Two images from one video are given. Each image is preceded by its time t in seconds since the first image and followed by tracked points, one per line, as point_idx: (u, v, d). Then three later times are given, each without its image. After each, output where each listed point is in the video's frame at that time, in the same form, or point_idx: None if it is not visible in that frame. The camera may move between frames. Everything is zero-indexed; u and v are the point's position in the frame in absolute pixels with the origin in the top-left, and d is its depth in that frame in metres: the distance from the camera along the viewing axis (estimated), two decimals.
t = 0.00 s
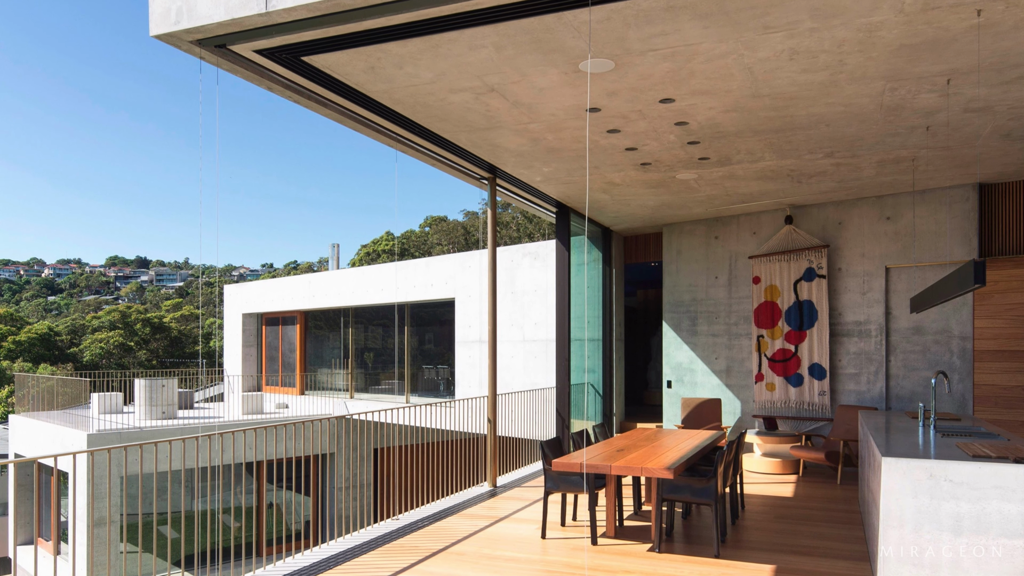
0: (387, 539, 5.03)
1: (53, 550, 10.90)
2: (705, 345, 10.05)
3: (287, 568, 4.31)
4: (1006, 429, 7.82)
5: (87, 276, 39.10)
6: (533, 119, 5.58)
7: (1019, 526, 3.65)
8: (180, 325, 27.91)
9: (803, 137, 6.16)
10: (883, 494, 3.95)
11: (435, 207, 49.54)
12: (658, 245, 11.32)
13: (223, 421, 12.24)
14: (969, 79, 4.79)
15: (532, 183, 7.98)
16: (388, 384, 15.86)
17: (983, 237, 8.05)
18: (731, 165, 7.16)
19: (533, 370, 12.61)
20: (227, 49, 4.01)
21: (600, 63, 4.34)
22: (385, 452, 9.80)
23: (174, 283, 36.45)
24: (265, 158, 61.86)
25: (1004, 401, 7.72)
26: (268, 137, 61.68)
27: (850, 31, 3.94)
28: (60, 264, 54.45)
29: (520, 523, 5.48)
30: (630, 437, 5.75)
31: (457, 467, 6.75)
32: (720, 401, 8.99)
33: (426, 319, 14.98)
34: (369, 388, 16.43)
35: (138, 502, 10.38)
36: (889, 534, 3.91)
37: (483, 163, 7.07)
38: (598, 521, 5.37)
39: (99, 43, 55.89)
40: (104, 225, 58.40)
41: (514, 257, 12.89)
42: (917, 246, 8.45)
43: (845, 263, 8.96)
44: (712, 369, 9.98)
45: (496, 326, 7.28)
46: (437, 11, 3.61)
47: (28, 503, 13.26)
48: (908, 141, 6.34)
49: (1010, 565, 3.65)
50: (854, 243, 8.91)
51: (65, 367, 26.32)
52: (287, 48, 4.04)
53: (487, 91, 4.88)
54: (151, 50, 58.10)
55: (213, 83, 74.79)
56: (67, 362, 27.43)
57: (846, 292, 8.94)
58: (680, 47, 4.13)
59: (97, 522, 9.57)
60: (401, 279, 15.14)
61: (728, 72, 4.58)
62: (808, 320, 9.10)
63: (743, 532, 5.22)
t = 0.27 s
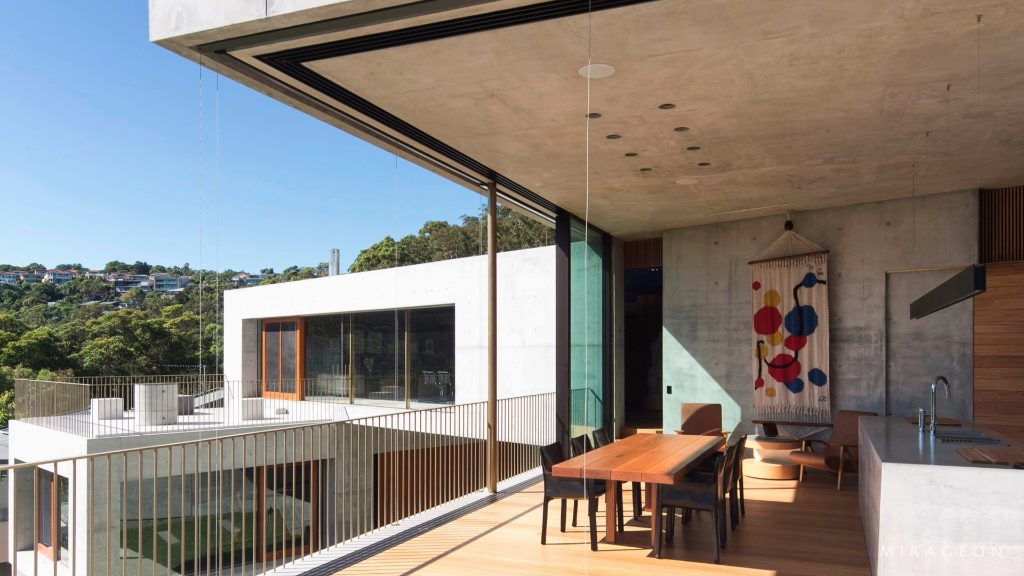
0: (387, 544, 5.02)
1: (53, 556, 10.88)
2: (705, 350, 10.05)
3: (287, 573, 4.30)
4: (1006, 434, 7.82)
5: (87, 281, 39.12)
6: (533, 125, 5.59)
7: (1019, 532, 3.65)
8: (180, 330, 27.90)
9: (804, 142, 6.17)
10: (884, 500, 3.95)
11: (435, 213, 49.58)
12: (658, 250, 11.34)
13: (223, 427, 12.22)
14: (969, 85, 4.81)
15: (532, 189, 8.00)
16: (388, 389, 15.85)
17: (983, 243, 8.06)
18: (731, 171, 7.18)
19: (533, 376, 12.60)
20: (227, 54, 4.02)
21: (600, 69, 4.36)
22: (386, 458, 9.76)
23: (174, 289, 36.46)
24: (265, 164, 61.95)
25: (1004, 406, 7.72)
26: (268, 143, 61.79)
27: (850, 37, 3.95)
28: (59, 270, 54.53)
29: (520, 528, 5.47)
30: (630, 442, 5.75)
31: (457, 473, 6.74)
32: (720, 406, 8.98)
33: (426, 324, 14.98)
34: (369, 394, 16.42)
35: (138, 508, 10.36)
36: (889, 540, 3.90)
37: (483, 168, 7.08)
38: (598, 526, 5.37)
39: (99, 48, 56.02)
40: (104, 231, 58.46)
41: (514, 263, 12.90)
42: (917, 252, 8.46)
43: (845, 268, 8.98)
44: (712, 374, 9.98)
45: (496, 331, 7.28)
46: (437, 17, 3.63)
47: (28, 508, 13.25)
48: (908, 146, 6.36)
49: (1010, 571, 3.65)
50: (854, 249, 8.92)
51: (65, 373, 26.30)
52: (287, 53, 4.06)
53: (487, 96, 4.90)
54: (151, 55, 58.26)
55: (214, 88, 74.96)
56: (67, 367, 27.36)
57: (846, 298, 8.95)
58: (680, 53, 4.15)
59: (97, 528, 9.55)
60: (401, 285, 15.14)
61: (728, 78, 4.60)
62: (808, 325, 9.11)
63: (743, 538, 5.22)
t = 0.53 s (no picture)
0: (387, 550, 5.01)
1: (53, 561, 10.86)
2: (705, 356, 10.06)
3: None
4: (1006, 440, 7.81)
5: (87, 287, 39.18)
6: (533, 131, 5.61)
7: (1019, 537, 3.65)
8: (180, 336, 27.91)
9: (804, 148, 6.19)
10: (884, 505, 3.96)
11: (435, 218, 49.65)
12: (658, 256, 11.35)
13: (224, 432, 12.22)
14: (969, 90, 4.82)
15: (532, 194, 8.02)
16: (388, 395, 15.85)
17: (983, 248, 8.07)
18: (731, 177, 7.20)
19: (533, 382, 12.60)
20: (227, 59, 4.04)
21: (600, 74, 4.38)
22: (386, 463, 9.74)
23: (174, 295, 36.48)
24: (265, 169, 62.04)
25: (1004, 412, 7.71)
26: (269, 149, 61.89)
27: (850, 43, 3.97)
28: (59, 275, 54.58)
29: (520, 534, 5.47)
30: (630, 448, 5.75)
31: (457, 478, 6.73)
32: (720, 412, 8.98)
33: (426, 330, 14.99)
34: (369, 400, 16.40)
35: (138, 513, 10.35)
36: (889, 546, 3.90)
37: (483, 174, 7.10)
38: (598, 532, 5.36)
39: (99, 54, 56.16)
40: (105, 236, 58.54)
41: (514, 268, 12.91)
42: (917, 257, 8.47)
43: (845, 274, 8.98)
44: (712, 380, 9.98)
45: (496, 337, 7.28)
46: (438, 22, 3.64)
47: (28, 513, 13.24)
48: (908, 152, 6.38)
49: None
50: (854, 254, 8.93)
51: (65, 379, 26.29)
52: (287, 59, 4.07)
53: (487, 102, 4.92)
54: (151, 61, 58.45)
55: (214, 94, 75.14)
56: (67, 372, 27.36)
57: (846, 303, 8.96)
58: (680, 58, 4.16)
59: (97, 533, 9.53)
60: (401, 290, 15.15)
61: (728, 84, 4.62)
62: (808, 331, 9.11)
63: (743, 544, 5.21)
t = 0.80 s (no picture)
0: (387, 555, 5.01)
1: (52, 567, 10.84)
2: (705, 361, 10.06)
3: None
4: (1006, 446, 7.81)
5: (87, 292, 39.20)
6: (533, 136, 5.64)
7: (1019, 543, 3.65)
8: (180, 341, 27.89)
9: (804, 154, 6.21)
10: (884, 510, 3.95)
11: (435, 223, 49.70)
12: (658, 261, 11.36)
13: (223, 438, 12.21)
14: (969, 96, 4.84)
15: (532, 200, 8.05)
16: (388, 400, 15.84)
17: (983, 254, 8.08)
18: (731, 182, 7.22)
19: (533, 387, 12.60)
20: (227, 65, 4.05)
21: (600, 80, 4.40)
22: (386, 469, 9.71)
23: (174, 300, 36.51)
24: (265, 175, 62.12)
25: (1005, 417, 7.71)
26: (269, 154, 61.97)
27: (850, 48, 3.99)
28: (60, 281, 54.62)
29: (520, 539, 5.46)
30: (630, 453, 5.75)
31: (456, 484, 6.72)
32: (720, 417, 8.97)
33: (426, 335, 14.98)
34: (369, 405, 16.39)
35: (138, 519, 10.34)
36: (889, 551, 3.90)
37: (483, 179, 7.12)
38: (598, 537, 5.36)
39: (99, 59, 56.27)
40: (105, 242, 58.60)
41: (514, 274, 12.92)
42: (917, 263, 8.48)
43: (845, 279, 8.99)
44: (712, 386, 9.98)
45: (496, 342, 7.28)
46: (438, 28, 3.66)
47: (28, 519, 13.22)
48: (908, 157, 6.40)
49: None
50: (854, 260, 8.94)
51: (64, 385, 26.25)
52: (287, 64, 4.09)
53: (487, 108, 4.94)
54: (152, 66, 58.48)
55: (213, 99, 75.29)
56: (67, 378, 27.32)
57: (846, 309, 8.96)
58: (680, 64, 4.18)
59: (97, 539, 9.51)
60: (401, 296, 15.16)
61: (728, 89, 4.64)
62: (808, 336, 9.12)
63: (743, 549, 5.21)
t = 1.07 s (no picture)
0: (386, 561, 5.01)
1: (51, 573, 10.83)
2: (705, 367, 10.07)
3: None
4: (1006, 451, 7.81)
5: (87, 298, 39.24)
6: (533, 142, 5.65)
7: (1019, 548, 3.64)
8: (180, 347, 27.90)
9: (804, 159, 6.23)
10: (884, 516, 3.95)
11: (435, 229, 49.76)
12: (658, 267, 11.37)
13: (223, 443, 12.21)
14: (969, 101, 4.86)
15: (532, 205, 8.06)
16: (388, 406, 15.84)
17: (984, 259, 8.09)
18: (731, 188, 7.24)
19: (533, 393, 12.60)
20: (227, 70, 4.06)
21: (600, 85, 4.42)
22: (385, 474, 9.69)
23: (174, 306, 36.54)
24: (266, 181, 62.21)
25: (1004, 422, 7.72)
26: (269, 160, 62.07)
27: (850, 54, 4.01)
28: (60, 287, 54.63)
29: (520, 545, 5.46)
30: (630, 458, 5.75)
31: (457, 489, 6.72)
32: (720, 423, 8.98)
33: (426, 341, 14.99)
34: (369, 411, 16.39)
35: (138, 524, 10.33)
36: (889, 557, 3.90)
37: (483, 185, 7.14)
38: (598, 543, 5.36)
39: (99, 65, 56.36)
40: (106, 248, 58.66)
41: (514, 279, 12.92)
42: (917, 269, 8.49)
43: (845, 285, 9.00)
44: (712, 391, 9.99)
45: (496, 348, 7.29)
46: (438, 33, 3.67)
47: (28, 525, 13.19)
48: (908, 163, 6.42)
49: None
50: (854, 265, 8.95)
51: (64, 390, 26.23)
52: (287, 70, 4.11)
53: (487, 113, 4.96)
54: (152, 72, 58.63)
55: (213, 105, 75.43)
56: (67, 384, 27.31)
57: (846, 314, 8.97)
58: (680, 69, 4.20)
59: (97, 544, 9.50)
60: (401, 301, 15.17)
61: (728, 94, 4.65)
62: (808, 342, 9.12)
63: (743, 554, 5.20)
